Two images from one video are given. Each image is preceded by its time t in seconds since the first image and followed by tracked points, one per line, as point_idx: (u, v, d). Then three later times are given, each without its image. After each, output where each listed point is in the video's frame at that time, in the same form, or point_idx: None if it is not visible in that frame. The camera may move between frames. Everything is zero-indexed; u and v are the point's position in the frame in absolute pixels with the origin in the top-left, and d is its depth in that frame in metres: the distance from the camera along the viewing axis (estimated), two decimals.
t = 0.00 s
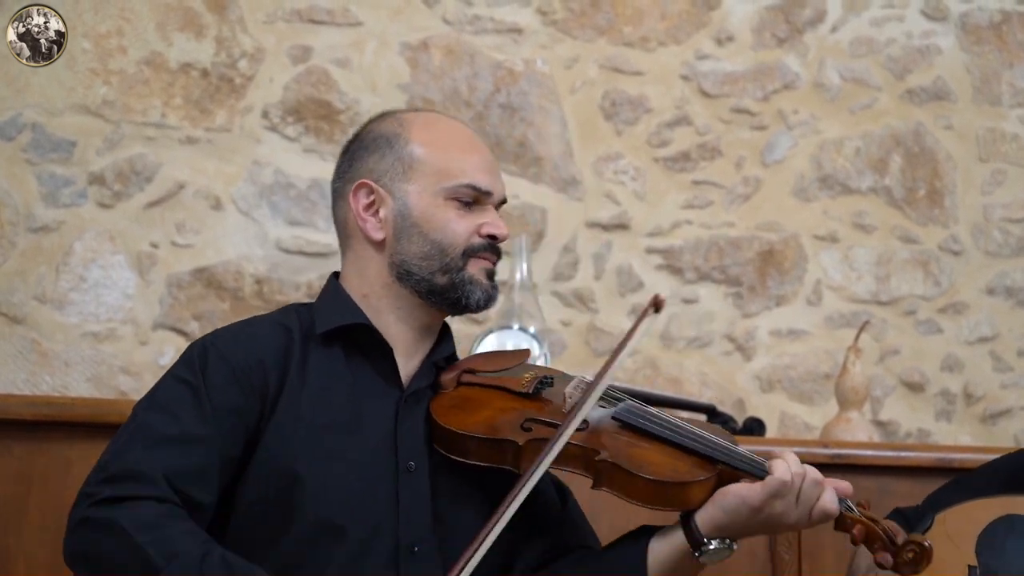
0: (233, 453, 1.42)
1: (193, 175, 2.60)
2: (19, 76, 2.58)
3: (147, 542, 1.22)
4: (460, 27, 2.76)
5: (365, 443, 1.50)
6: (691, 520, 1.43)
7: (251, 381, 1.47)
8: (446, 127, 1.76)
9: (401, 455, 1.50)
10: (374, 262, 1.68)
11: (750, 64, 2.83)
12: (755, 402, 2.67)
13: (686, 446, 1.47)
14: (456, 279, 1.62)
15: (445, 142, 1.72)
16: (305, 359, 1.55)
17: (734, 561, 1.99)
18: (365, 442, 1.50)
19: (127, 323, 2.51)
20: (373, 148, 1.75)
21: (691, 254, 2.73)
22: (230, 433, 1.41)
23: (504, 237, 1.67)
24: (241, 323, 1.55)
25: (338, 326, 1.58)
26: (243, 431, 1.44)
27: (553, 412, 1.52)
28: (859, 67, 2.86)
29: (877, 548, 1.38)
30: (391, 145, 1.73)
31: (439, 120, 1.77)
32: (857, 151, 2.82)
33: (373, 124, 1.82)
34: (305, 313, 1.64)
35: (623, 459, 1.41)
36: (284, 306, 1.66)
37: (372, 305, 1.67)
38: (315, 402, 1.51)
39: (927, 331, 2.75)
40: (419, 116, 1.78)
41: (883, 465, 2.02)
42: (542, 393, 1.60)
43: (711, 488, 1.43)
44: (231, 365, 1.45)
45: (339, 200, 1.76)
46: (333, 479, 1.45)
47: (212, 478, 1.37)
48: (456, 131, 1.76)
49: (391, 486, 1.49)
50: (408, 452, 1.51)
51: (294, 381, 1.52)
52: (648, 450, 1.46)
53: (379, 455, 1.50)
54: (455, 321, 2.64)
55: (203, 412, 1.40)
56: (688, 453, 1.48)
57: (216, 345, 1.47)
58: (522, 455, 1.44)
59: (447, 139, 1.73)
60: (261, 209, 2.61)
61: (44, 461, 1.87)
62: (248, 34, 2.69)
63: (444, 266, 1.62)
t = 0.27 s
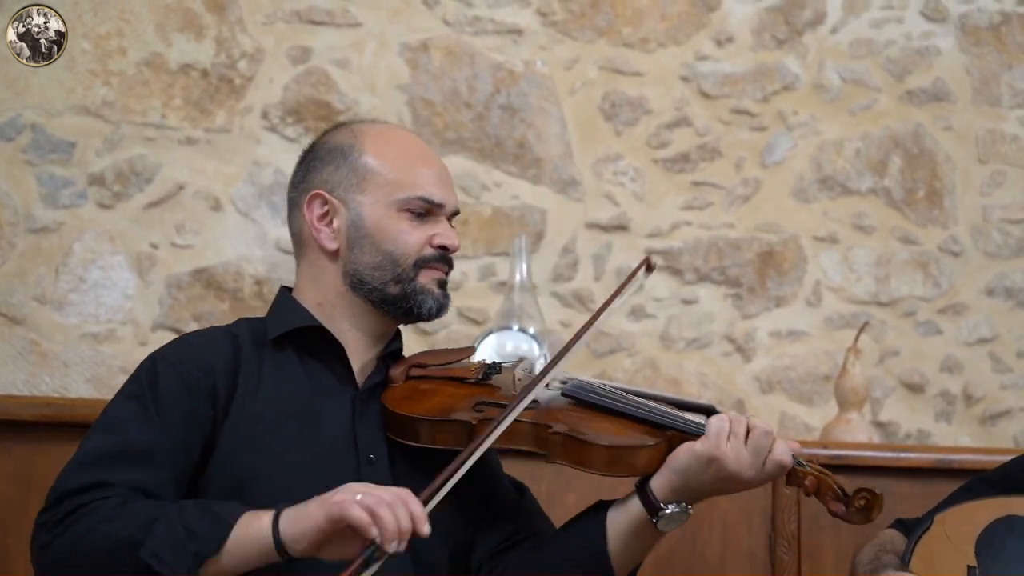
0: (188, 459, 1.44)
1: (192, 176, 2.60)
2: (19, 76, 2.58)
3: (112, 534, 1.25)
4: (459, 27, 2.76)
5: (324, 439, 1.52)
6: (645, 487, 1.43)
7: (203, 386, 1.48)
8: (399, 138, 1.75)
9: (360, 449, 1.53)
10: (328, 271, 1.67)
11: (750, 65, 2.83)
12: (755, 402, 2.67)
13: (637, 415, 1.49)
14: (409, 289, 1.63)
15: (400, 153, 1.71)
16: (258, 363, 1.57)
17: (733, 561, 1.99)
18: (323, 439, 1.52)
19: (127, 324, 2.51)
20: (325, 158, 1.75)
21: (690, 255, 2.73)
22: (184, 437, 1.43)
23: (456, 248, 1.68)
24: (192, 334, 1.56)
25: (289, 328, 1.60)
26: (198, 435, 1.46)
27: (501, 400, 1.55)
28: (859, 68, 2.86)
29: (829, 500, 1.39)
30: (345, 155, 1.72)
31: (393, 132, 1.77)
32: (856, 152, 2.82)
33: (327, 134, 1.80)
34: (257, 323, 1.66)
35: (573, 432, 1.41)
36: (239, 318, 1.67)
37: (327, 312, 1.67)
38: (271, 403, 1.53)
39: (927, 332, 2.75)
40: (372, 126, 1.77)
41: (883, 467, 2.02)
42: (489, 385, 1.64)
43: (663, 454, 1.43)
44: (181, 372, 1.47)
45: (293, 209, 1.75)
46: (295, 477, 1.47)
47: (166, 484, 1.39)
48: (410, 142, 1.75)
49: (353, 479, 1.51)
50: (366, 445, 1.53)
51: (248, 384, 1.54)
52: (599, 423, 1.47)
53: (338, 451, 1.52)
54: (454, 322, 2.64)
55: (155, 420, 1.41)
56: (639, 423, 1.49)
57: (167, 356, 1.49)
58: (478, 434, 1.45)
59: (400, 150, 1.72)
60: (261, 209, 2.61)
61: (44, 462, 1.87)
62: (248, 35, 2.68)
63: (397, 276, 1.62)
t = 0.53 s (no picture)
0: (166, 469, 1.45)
1: (192, 175, 2.60)
2: (19, 75, 2.58)
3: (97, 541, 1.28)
4: (459, 26, 2.76)
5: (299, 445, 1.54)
6: (610, 480, 1.43)
7: (177, 396, 1.50)
8: (368, 151, 1.76)
9: (334, 453, 1.55)
10: (300, 284, 1.68)
11: (750, 65, 2.83)
12: (755, 402, 2.67)
13: (600, 407, 1.49)
14: (380, 300, 1.64)
15: (369, 166, 1.72)
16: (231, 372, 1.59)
17: (732, 561, 1.99)
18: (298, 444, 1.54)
19: (127, 323, 2.51)
20: (296, 173, 1.75)
21: (690, 254, 2.73)
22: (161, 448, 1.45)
23: (426, 258, 1.69)
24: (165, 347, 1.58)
25: (262, 337, 1.62)
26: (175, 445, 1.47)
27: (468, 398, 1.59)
28: (859, 67, 2.86)
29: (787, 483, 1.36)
30: (314, 169, 1.72)
31: (361, 145, 1.77)
32: (857, 151, 2.82)
33: (297, 149, 1.81)
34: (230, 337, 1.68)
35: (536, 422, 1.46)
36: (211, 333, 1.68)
37: (300, 324, 1.68)
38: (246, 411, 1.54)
39: (927, 331, 2.75)
40: (340, 140, 1.77)
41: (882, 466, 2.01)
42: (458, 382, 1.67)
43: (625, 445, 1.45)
44: (155, 383, 1.48)
45: (265, 224, 1.75)
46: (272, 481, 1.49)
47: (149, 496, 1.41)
48: (380, 155, 1.76)
49: (329, 482, 1.53)
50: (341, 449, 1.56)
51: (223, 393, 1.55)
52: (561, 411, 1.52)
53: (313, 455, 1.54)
54: (454, 321, 2.64)
55: (132, 435, 1.43)
56: (603, 415, 1.49)
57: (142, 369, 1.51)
58: (444, 424, 1.49)
59: (369, 163, 1.73)
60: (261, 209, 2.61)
61: (44, 462, 1.87)
62: (248, 34, 2.68)
63: (368, 287, 1.63)
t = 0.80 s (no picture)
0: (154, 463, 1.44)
1: (192, 173, 2.60)
2: (19, 73, 2.59)
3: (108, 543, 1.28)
4: (460, 24, 2.76)
5: (292, 438, 1.54)
6: (606, 466, 1.44)
7: (167, 391, 1.49)
8: (349, 148, 1.75)
9: (328, 446, 1.55)
10: (283, 284, 1.69)
11: (750, 63, 2.83)
12: (756, 399, 2.67)
13: (593, 397, 1.52)
14: (358, 298, 1.63)
15: (349, 164, 1.71)
16: (223, 364, 1.59)
17: (732, 558, 1.99)
18: (291, 437, 1.54)
19: (127, 321, 2.52)
20: (278, 173, 1.76)
21: (691, 252, 2.73)
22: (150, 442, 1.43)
23: (407, 255, 1.67)
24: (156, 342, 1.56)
25: (255, 332, 1.62)
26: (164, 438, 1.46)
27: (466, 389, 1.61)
28: (860, 64, 2.85)
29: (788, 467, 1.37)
30: (295, 169, 1.72)
31: (345, 142, 1.76)
32: (857, 149, 2.82)
33: (284, 149, 1.81)
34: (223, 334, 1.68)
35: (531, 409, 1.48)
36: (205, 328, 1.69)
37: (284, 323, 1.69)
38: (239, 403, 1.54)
39: (927, 329, 2.75)
40: (324, 139, 1.77)
41: (882, 463, 2.01)
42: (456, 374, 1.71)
43: (619, 433, 1.45)
44: (145, 376, 1.47)
45: (252, 226, 1.77)
46: (263, 474, 1.49)
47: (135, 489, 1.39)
48: (364, 152, 1.74)
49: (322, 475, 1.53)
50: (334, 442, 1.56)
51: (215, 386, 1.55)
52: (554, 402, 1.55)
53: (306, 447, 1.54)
54: (455, 318, 2.64)
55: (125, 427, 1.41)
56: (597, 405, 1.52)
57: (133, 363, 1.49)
58: (440, 414, 1.51)
59: (348, 161, 1.72)
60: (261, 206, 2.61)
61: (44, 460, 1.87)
62: (248, 32, 2.68)
63: (345, 285, 1.63)
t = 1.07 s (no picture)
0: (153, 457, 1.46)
1: (192, 171, 2.60)
2: (19, 72, 2.59)
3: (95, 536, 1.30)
4: (460, 22, 2.75)
5: (294, 433, 1.55)
6: (610, 454, 1.47)
7: (164, 385, 1.49)
8: (369, 142, 1.73)
9: (332, 439, 1.56)
10: (295, 277, 1.69)
11: (750, 61, 2.83)
12: (755, 398, 2.67)
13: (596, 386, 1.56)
14: (373, 299, 1.63)
15: (371, 160, 1.69)
16: (224, 358, 1.59)
17: (731, 557, 1.99)
18: (293, 433, 1.55)
19: (127, 319, 2.52)
20: (295, 163, 1.74)
21: (691, 250, 2.73)
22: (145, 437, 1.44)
23: (424, 256, 1.67)
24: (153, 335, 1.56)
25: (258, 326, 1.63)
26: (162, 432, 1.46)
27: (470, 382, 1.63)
28: (860, 63, 2.85)
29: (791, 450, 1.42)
30: (315, 162, 1.71)
31: (365, 135, 1.74)
32: (857, 147, 2.82)
33: (302, 137, 1.79)
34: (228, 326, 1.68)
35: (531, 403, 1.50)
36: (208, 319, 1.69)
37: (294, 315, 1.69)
38: (239, 397, 1.55)
39: (927, 327, 2.75)
40: (345, 131, 1.75)
41: (882, 461, 2.01)
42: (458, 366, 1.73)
43: (623, 420, 1.49)
44: (142, 371, 1.48)
45: (266, 213, 1.76)
46: (265, 470, 1.50)
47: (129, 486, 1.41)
48: (386, 147, 1.73)
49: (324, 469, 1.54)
50: (337, 437, 1.57)
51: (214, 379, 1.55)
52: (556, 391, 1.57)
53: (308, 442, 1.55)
54: (455, 316, 2.65)
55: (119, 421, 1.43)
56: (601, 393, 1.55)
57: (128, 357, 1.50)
58: (442, 408, 1.54)
59: (368, 155, 1.70)
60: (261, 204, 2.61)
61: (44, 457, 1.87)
62: (248, 30, 2.68)
63: (361, 285, 1.63)
